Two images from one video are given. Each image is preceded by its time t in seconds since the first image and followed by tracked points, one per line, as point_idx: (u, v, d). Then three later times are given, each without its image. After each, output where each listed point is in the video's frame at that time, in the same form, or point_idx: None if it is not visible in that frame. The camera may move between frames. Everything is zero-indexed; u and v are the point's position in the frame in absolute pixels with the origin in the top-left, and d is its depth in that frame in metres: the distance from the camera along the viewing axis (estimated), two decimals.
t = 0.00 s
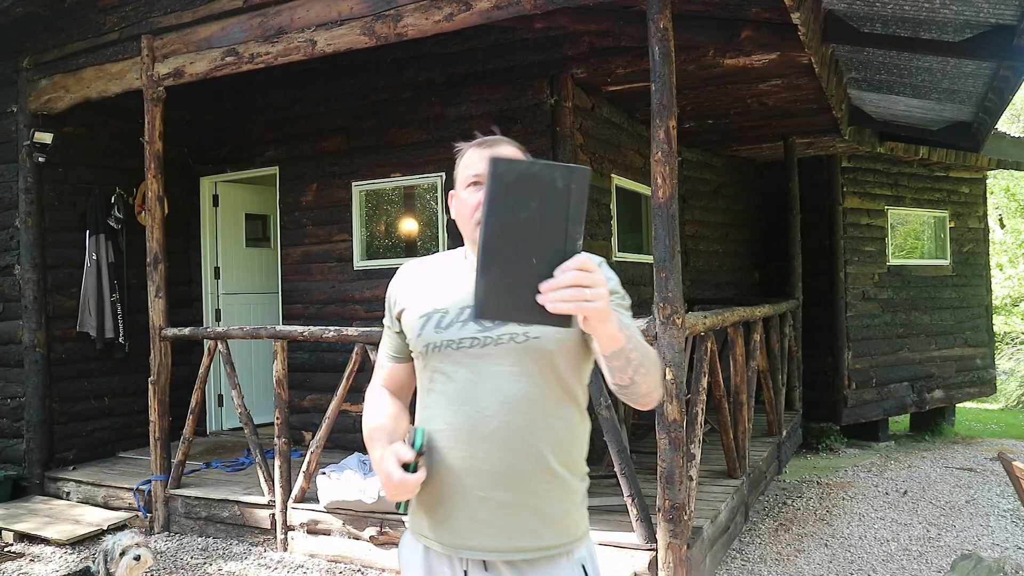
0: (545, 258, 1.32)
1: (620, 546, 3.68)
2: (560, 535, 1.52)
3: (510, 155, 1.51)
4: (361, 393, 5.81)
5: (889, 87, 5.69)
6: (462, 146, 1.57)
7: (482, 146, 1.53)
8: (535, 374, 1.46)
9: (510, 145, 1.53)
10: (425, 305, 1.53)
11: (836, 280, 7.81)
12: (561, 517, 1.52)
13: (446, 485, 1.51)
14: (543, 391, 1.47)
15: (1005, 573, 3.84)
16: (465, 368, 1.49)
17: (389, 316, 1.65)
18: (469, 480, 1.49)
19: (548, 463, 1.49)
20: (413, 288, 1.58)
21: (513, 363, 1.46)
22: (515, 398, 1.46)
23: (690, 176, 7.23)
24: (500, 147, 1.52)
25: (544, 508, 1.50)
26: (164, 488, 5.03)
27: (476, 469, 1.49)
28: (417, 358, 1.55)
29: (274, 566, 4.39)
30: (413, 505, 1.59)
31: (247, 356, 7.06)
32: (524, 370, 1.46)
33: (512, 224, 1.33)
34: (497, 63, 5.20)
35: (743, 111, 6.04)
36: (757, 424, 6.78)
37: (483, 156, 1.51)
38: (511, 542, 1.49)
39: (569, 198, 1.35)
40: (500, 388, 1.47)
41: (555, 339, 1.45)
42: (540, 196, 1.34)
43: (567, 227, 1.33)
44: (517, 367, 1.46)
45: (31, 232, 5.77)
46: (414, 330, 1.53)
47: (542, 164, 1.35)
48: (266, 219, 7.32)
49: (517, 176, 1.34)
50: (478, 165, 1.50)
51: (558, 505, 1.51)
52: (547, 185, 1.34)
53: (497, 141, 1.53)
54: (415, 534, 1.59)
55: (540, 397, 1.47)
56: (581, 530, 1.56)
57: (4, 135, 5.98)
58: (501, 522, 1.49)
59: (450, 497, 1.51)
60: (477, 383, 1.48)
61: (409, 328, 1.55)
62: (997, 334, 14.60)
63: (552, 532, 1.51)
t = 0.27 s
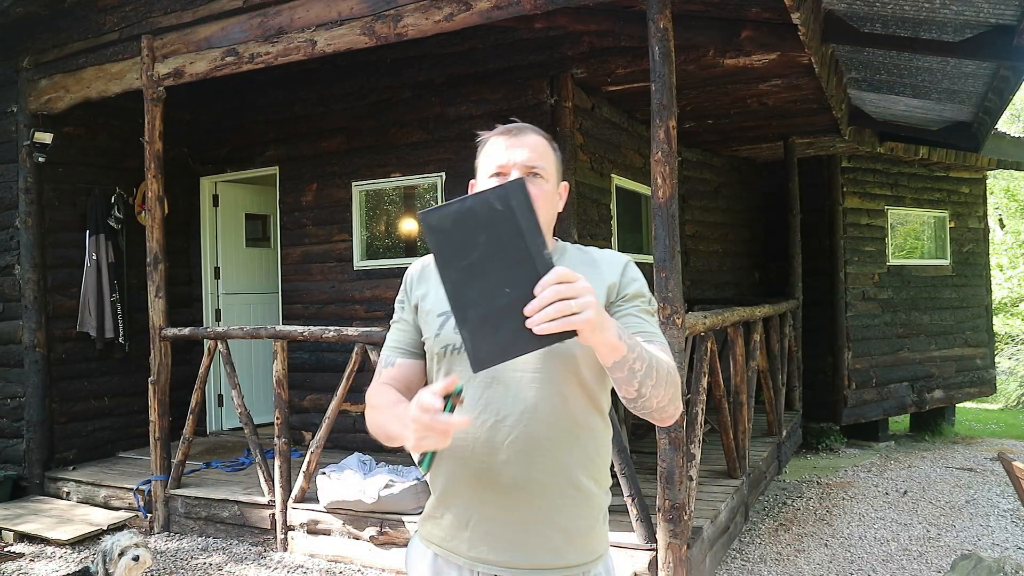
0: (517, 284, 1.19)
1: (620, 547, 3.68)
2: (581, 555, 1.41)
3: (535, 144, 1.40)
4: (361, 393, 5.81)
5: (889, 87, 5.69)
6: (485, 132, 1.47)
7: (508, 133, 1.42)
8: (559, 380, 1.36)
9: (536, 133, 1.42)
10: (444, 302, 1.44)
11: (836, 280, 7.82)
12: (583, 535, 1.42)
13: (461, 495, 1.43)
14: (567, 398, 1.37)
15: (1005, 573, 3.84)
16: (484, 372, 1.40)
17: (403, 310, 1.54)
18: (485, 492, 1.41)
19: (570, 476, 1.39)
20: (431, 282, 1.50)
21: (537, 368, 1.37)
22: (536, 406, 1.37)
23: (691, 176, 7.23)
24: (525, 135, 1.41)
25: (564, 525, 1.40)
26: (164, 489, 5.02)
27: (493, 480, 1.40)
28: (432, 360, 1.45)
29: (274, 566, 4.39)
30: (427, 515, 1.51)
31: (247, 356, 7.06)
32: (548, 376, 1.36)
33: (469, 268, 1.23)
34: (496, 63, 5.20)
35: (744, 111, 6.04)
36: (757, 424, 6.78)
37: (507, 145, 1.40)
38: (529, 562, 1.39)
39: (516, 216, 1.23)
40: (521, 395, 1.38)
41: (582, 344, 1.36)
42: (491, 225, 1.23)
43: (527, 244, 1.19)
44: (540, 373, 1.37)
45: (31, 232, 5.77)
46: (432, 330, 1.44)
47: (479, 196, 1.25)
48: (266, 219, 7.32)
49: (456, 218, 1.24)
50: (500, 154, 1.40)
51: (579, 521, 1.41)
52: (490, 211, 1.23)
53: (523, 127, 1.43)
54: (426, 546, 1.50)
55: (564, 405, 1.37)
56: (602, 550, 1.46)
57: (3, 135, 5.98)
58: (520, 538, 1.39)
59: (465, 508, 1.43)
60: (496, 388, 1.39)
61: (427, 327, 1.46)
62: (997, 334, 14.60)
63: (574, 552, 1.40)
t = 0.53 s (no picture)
0: (511, 278, 1.18)
1: (620, 546, 3.68)
2: (590, 566, 1.37)
3: (557, 139, 1.40)
4: (361, 393, 5.81)
5: (889, 87, 5.69)
6: (506, 124, 1.46)
7: (531, 126, 1.42)
8: (572, 386, 1.33)
9: (559, 130, 1.42)
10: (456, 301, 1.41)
11: (836, 280, 7.81)
12: (593, 545, 1.38)
13: (468, 503, 1.39)
14: (580, 404, 1.34)
15: (1005, 573, 3.83)
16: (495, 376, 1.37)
17: (412, 304, 1.49)
18: (494, 500, 1.37)
19: (581, 484, 1.36)
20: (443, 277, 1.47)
21: (551, 374, 1.34)
22: (549, 412, 1.33)
23: (690, 176, 7.23)
24: (547, 131, 1.41)
25: (573, 535, 1.36)
26: (164, 488, 5.02)
27: (502, 488, 1.36)
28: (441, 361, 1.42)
29: (274, 566, 4.40)
30: (432, 522, 1.47)
31: (247, 355, 7.06)
32: (562, 382, 1.33)
33: (459, 263, 1.23)
34: (496, 63, 5.20)
35: (743, 111, 6.04)
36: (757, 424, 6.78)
37: (527, 139, 1.40)
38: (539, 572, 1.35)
39: (507, 209, 1.22)
40: (533, 400, 1.34)
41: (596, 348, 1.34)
42: (481, 219, 1.23)
43: (518, 236, 1.19)
44: (553, 379, 1.33)
45: (30, 232, 5.77)
46: (442, 331, 1.41)
47: (467, 190, 1.25)
48: (266, 219, 7.33)
49: (445, 213, 1.25)
50: (520, 147, 1.40)
51: (589, 531, 1.37)
52: (479, 204, 1.23)
53: (546, 122, 1.43)
54: (430, 554, 1.46)
55: (577, 411, 1.34)
56: (612, 561, 1.43)
57: (4, 135, 5.98)
58: (529, 548, 1.35)
59: (472, 516, 1.39)
60: (508, 394, 1.36)
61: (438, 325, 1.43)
62: (997, 334, 14.59)
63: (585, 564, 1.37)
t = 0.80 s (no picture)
0: (511, 280, 1.19)
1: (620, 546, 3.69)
2: (595, 570, 1.38)
3: (561, 139, 1.41)
4: (361, 393, 5.82)
5: (889, 87, 5.69)
6: (511, 121, 1.47)
7: (535, 125, 1.42)
8: (577, 391, 1.35)
9: (564, 129, 1.43)
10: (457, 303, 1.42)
11: (836, 280, 7.82)
12: (597, 550, 1.38)
13: (471, 508, 1.40)
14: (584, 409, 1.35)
15: (1004, 572, 3.84)
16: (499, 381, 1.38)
17: (413, 304, 1.49)
18: (498, 506, 1.38)
19: (585, 490, 1.37)
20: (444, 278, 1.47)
21: (555, 379, 1.35)
22: (554, 417, 1.34)
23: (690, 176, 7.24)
24: (552, 130, 1.42)
25: (577, 540, 1.36)
26: (165, 488, 5.03)
27: (506, 494, 1.37)
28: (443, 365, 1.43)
29: (275, 565, 4.40)
30: (434, 527, 1.47)
31: (247, 355, 7.07)
32: (566, 388, 1.35)
33: (457, 263, 1.23)
34: (496, 63, 5.21)
35: (743, 111, 6.04)
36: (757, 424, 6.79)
37: (531, 138, 1.41)
38: None
39: (505, 209, 1.23)
40: (538, 405, 1.35)
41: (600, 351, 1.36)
42: (479, 220, 1.23)
43: (517, 237, 1.20)
44: (557, 383, 1.35)
45: (31, 232, 5.78)
46: (445, 333, 1.41)
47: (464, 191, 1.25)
48: (266, 219, 7.33)
49: (442, 214, 1.25)
50: (524, 145, 1.41)
51: (593, 536, 1.38)
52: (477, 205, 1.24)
53: (550, 121, 1.43)
54: (433, 560, 1.46)
55: (581, 416, 1.35)
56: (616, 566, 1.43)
57: (4, 135, 5.98)
58: (534, 554, 1.36)
59: (475, 522, 1.40)
60: (512, 399, 1.37)
61: (439, 328, 1.43)
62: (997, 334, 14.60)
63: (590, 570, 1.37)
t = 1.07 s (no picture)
0: (490, 286, 1.15)
1: (620, 546, 3.69)
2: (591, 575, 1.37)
3: (554, 140, 1.39)
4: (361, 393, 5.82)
5: (889, 87, 5.70)
6: (502, 119, 1.44)
7: (527, 124, 1.40)
8: (571, 392, 1.34)
9: (557, 130, 1.41)
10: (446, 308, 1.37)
11: (835, 280, 7.83)
12: (594, 555, 1.37)
13: (465, 516, 1.38)
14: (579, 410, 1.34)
15: (1004, 572, 3.85)
16: (491, 386, 1.36)
17: (400, 310, 1.42)
18: (492, 513, 1.35)
19: (581, 493, 1.35)
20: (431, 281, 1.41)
21: (549, 383, 1.34)
22: (549, 421, 1.33)
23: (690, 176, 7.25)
24: (543, 130, 1.39)
25: (574, 544, 1.35)
26: (165, 488, 5.03)
27: (500, 501, 1.35)
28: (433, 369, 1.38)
29: (275, 565, 4.41)
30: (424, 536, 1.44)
31: (247, 355, 7.07)
32: (561, 389, 1.34)
33: (436, 271, 1.17)
34: (496, 63, 5.22)
35: (743, 111, 6.05)
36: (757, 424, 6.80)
37: (522, 138, 1.39)
38: None
39: (484, 214, 1.19)
40: (532, 410, 1.33)
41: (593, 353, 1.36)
42: (459, 225, 1.19)
43: (497, 240, 1.17)
44: (552, 386, 1.34)
45: (31, 232, 5.78)
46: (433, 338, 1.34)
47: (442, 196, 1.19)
48: (266, 219, 7.34)
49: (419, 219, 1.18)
50: (516, 145, 1.38)
51: (591, 539, 1.36)
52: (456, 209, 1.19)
53: (541, 121, 1.41)
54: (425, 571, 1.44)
55: (575, 416, 1.34)
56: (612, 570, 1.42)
57: (4, 135, 5.99)
58: (531, 561, 1.34)
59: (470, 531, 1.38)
60: (504, 404, 1.35)
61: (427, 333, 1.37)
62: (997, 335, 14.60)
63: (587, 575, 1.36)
